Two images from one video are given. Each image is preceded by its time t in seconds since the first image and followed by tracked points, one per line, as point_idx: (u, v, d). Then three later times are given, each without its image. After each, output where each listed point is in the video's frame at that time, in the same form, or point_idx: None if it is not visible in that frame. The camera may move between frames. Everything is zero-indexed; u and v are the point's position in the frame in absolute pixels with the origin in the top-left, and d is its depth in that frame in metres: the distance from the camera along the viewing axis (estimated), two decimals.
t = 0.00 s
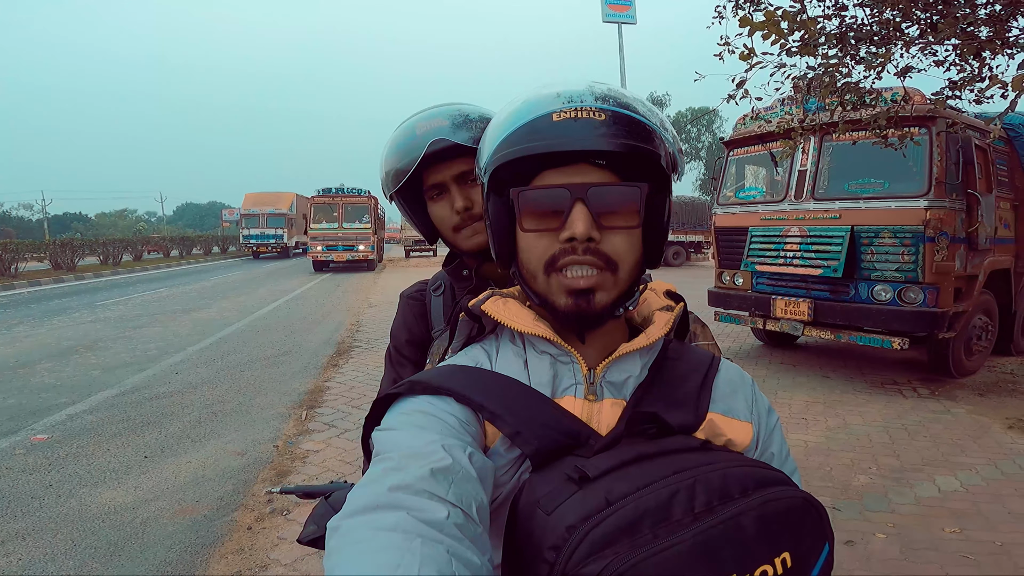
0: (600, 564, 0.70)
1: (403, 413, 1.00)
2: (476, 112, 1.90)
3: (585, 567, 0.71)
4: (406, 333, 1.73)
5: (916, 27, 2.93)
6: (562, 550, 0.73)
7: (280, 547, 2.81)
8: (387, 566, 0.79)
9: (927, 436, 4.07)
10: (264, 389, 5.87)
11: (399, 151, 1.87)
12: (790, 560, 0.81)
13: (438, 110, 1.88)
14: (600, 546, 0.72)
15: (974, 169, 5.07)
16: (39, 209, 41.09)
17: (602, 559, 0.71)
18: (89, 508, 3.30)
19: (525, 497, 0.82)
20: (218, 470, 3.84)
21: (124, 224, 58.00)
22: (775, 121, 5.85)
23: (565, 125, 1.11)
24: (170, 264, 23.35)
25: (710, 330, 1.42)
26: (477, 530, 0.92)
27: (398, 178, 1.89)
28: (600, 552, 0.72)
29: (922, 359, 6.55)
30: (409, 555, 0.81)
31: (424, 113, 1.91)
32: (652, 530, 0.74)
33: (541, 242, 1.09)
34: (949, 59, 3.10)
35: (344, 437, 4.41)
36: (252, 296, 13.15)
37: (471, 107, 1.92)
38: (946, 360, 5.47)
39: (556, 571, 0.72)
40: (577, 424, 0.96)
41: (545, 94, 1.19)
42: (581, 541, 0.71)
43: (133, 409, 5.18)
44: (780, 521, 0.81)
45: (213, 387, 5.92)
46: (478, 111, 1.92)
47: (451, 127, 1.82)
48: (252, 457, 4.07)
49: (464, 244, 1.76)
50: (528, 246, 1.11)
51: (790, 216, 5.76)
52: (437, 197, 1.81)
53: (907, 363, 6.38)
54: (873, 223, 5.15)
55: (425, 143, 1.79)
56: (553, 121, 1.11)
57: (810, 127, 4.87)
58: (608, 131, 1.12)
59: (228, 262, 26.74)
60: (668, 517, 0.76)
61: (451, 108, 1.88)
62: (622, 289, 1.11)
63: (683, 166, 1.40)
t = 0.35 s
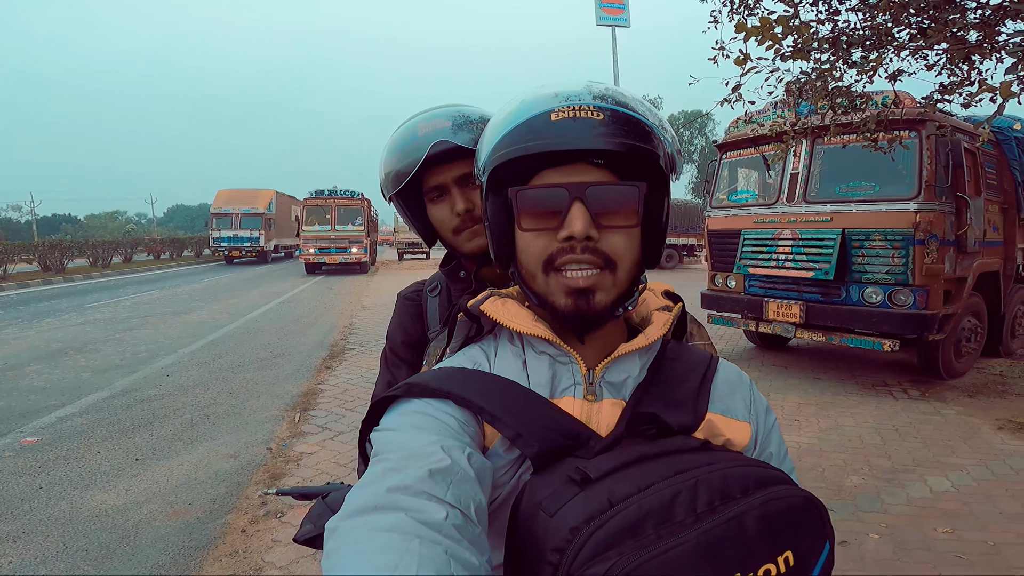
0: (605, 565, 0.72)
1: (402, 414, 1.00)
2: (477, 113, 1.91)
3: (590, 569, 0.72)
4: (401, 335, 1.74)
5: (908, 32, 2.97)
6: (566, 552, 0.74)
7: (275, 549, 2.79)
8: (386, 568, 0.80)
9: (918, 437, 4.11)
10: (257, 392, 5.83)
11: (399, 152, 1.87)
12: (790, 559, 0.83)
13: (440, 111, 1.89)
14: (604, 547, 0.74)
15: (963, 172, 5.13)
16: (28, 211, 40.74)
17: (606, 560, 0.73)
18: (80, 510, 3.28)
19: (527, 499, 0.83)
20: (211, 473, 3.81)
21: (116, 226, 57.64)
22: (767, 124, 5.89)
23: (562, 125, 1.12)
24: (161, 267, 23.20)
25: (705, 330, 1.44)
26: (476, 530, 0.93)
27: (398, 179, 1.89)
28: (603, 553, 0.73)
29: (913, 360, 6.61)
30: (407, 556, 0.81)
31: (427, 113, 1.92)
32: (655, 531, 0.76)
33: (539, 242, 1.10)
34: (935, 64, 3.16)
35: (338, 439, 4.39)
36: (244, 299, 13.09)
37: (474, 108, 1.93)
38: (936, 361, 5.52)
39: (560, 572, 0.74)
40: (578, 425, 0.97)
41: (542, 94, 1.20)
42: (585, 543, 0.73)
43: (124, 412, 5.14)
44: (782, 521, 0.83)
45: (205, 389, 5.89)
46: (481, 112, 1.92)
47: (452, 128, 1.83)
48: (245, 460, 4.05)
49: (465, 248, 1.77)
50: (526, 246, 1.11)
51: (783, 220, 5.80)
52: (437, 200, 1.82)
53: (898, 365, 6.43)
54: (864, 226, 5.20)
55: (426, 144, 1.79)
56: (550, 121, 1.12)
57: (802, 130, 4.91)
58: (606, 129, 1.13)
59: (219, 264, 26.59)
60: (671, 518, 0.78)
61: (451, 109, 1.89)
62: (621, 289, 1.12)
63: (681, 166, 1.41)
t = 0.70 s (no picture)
0: (613, 565, 0.77)
1: (402, 414, 1.01)
2: (462, 115, 1.91)
3: (598, 567, 0.77)
4: (397, 339, 1.74)
5: (892, 32, 3.01)
6: (575, 551, 0.79)
7: (267, 553, 2.78)
8: (385, 567, 0.80)
9: (904, 433, 4.17)
10: (245, 395, 5.77)
11: (385, 159, 1.87)
12: (796, 553, 0.88)
13: (424, 115, 1.89)
14: (612, 546, 0.78)
15: (945, 171, 5.21)
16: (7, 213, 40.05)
17: (615, 559, 0.77)
18: (68, 515, 3.24)
19: (535, 500, 0.87)
20: (200, 476, 3.78)
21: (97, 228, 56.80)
22: (754, 124, 5.94)
23: (562, 126, 1.13)
24: (144, 269, 22.88)
25: (702, 328, 1.45)
26: (476, 529, 0.93)
27: (385, 185, 1.88)
28: (611, 553, 0.78)
29: (898, 357, 6.70)
30: (406, 556, 0.81)
31: (412, 117, 1.92)
32: (662, 530, 0.81)
33: (540, 243, 1.10)
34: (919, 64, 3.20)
35: (329, 441, 4.37)
36: (230, 301, 12.97)
37: (460, 111, 1.94)
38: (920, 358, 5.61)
39: (570, 571, 0.78)
40: (580, 424, 0.98)
41: (539, 95, 1.21)
42: (594, 543, 0.77)
43: (110, 416, 5.08)
44: (787, 517, 0.88)
45: (192, 393, 5.83)
46: (467, 114, 1.93)
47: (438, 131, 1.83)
48: (234, 463, 4.02)
49: (457, 251, 1.77)
50: (527, 248, 1.12)
51: (769, 218, 5.85)
52: (423, 206, 1.82)
53: (883, 362, 6.52)
54: (849, 224, 5.26)
55: (413, 148, 1.79)
56: (549, 123, 1.13)
57: (788, 131, 4.92)
58: (604, 131, 1.14)
59: (205, 266, 26.33)
60: (677, 515, 0.83)
61: (437, 113, 1.90)
62: (620, 288, 1.13)
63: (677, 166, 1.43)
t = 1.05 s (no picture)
0: (614, 562, 0.78)
1: (398, 414, 1.01)
2: (461, 111, 1.91)
3: (599, 564, 0.78)
4: (390, 336, 1.74)
5: (882, 28, 3.04)
6: (575, 548, 0.80)
7: (261, 553, 2.77)
8: (381, 568, 0.80)
9: (893, 426, 4.22)
10: (235, 394, 5.74)
11: (384, 154, 1.86)
12: (795, 548, 0.89)
13: (423, 111, 1.88)
14: (612, 543, 0.79)
15: (932, 165, 5.26)
16: None
17: (616, 556, 0.78)
18: (59, 517, 3.21)
19: (534, 498, 0.88)
20: (192, 476, 3.76)
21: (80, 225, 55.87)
22: (744, 119, 5.97)
23: (567, 124, 1.14)
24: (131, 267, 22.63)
25: (696, 325, 1.46)
26: (472, 529, 0.93)
27: (383, 180, 1.87)
28: (611, 550, 0.79)
29: (885, 350, 6.78)
30: (403, 556, 0.81)
31: (410, 113, 1.91)
32: (662, 525, 0.82)
33: (541, 241, 1.11)
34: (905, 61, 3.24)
35: (321, 439, 4.36)
36: (219, 299, 12.88)
37: (458, 106, 1.93)
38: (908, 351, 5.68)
39: (572, 568, 0.79)
40: (577, 423, 0.99)
41: (544, 93, 1.22)
42: (594, 540, 0.78)
43: (99, 416, 5.03)
44: (785, 511, 0.89)
45: (181, 392, 5.78)
46: (465, 110, 1.93)
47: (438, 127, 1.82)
48: (226, 462, 3.99)
49: (454, 248, 1.77)
50: (528, 244, 1.12)
51: (758, 212, 5.87)
52: (422, 202, 1.81)
53: (871, 354, 6.59)
54: (837, 218, 5.30)
55: (413, 144, 1.78)
56: (556, 120, 1.13)
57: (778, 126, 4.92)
58: (608, 130, 1.15)
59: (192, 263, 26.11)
60: (676, 511, 0.84)
61: (437, 109, 1.89)
62: (618, 286, 1.14)
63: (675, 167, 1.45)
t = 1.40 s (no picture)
0: (616, 560, 0.77)
1: (398, 414, 1.01)
2: (461, 109, 1.90)
3: (601, 563, 0.78)
4: (389, 335, 1.74)
5: (882, 29, 3.04)
6: (577, 546, 0.80)
7: (260, 553, 2.77)
8: (381, 568, 0.80)
9: (891, 426, 4.23)
10: (234, 394, 5.73)
11: (384, 151, 1.86)
12: (798, 547, 0.89)
13: (425, 109, 1.88)
14: (614, 542, 0.79)
15: (930, 167, 5.27)
16: None
17: (618, 554, 0.78)
18: (56, 517, 3.20)
19: (536, 497, 0.88)
20: (190, 476, 3.75)
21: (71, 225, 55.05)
22: (743, 120, 5.97)
23: (564, 124, 1.14)
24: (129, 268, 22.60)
25: (697, 325, 1.46)
26: (473, 529, 0.93)
27: (384, 178, 1.87)
28: (614, 549, 0.78)
29: (883, 351, 6.79)
30: (404, 556, 0.81)
31: (411, 111, 1.91)
32: (664, 524, 0.82)
33: (540, 242, 1.11)
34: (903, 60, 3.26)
35: (320, 440, 4.35)
36: (218, 299, 12.88)
37: (458, 105, 1.93)
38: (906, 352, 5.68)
39: (573, 567, 0.79)
40: (578, 422, 0.99)
41: (540, 93, 1.21)
42: (595, 539, 0.78)
43: (97, 416, 5.02)
44: (787, 509, 0.89)
45: (179, 392, 5.77)
46: (465, 109, 1.93)
47: (439, 125, 1.82)
48: (224, 462, 3.98)
49: (454, 246, 1.76)
50: (527, 246, 1.12)
51: (757, 213, 5.88)
52: (423, 200, 1.81)
53: (869, 355, 6.60)
54: (836, 219, 5.30)
55: (414, 141, 1.78)
56: (552, 122, 1.14)
57: (777, 126, 4.93)
58: (605, 130, 1.16)
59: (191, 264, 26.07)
60: (677, 510, 0.84)
61: (438, 106, 1.89)
62: (618, 287, 1.14)
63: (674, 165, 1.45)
